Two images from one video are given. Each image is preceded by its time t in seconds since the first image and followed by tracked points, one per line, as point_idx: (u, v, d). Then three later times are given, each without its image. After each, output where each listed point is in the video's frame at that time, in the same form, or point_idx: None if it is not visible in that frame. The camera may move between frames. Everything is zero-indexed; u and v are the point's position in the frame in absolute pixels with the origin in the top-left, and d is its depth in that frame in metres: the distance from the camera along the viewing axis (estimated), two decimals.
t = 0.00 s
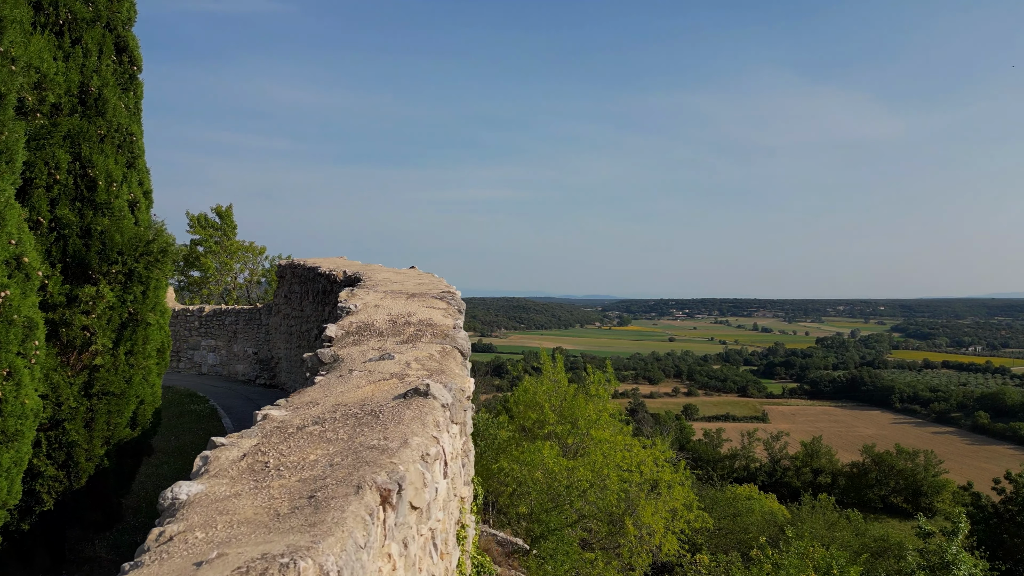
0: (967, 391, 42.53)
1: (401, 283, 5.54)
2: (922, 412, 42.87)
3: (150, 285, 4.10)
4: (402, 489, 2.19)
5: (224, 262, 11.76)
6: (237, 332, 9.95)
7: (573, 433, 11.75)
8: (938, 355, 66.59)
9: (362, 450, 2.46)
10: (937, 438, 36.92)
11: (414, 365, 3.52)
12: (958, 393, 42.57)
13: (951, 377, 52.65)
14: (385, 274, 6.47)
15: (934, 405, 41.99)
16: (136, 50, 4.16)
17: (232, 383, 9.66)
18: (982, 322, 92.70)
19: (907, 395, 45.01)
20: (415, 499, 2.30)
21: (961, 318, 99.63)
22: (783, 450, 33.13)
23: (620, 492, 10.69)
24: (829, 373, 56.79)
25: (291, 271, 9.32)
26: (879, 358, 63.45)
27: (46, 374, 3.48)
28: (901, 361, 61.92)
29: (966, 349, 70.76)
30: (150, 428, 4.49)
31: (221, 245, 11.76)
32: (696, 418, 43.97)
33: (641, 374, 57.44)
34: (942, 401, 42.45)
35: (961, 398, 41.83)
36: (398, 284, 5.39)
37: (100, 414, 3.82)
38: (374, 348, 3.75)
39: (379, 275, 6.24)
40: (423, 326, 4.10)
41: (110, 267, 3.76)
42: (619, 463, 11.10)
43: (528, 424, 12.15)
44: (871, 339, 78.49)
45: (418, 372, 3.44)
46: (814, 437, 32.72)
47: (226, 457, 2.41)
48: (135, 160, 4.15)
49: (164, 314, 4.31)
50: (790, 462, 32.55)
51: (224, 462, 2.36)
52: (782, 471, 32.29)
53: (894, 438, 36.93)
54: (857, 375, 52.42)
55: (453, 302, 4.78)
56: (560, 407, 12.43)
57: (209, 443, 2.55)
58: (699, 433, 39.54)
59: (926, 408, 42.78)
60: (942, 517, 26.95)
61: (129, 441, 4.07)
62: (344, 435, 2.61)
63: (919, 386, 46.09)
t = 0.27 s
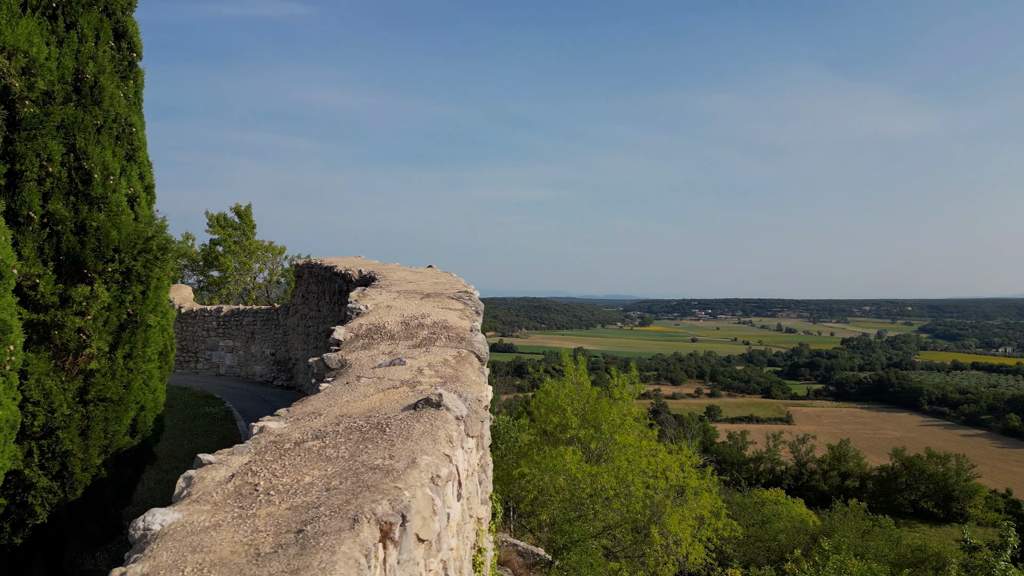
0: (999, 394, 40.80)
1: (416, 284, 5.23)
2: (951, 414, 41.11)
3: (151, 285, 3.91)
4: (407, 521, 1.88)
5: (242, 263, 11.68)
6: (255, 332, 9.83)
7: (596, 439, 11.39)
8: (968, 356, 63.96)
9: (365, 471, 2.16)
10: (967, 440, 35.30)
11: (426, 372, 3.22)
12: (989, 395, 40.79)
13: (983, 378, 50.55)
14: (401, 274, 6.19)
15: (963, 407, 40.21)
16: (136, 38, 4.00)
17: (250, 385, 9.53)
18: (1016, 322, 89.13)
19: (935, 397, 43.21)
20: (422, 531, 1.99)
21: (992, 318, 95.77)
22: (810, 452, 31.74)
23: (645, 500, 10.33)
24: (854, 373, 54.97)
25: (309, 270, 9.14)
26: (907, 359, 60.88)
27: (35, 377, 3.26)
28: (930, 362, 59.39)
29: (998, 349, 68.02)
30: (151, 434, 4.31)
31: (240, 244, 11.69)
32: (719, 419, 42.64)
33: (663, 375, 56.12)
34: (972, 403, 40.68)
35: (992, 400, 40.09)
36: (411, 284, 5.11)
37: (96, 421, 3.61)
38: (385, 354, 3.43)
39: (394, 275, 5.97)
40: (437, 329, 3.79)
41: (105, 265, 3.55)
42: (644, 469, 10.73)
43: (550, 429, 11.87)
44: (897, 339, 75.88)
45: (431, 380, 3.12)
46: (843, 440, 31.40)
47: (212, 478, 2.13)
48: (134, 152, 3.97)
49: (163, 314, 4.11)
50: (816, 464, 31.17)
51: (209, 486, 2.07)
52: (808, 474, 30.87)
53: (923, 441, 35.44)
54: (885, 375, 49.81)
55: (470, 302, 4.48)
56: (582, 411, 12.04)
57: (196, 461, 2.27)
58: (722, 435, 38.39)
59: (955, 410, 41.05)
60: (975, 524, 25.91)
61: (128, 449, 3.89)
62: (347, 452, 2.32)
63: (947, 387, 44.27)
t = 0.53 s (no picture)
0: None
1: (431, 283, 4.93)
2: (981, 417, 39.49)
3: (149, 284, 3.75)
4: (411, 566, 1.57)
5: (262, 262, 11.60)
6: (272, 333, 9.69)
7: (621, 444, 10.98)
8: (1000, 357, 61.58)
9: (365, 500, 1.84)
10: (998, 444, 33.73)
11: (440, 381, 2.90)
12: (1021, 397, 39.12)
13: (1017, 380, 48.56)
14: (417, 274, 5.91)
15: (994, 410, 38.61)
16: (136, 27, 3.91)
17: (267, 386, 9.38)
18: None
19: (964, 398, 41.35)
20: (429, 574, 1.67)
21: None
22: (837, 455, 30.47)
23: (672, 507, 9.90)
24: (880, 374, 53.23)
25: (326, 270, 8.97)
26: (934, 359, 58.48)
27: (24, 383, 3.05)
28: (958, 363, 56.99)
29: None
30: (152, 442, 4.14)
31: (258, 244, 11.65)
32: (742, 421, 41.42)
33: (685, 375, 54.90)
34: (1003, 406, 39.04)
35: None
36: (425, 284, 4.82)
37: (91, 430, 3.42)
38: (394, 359, 3.13)
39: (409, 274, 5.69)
40: (453, 332, 3.48)
41: (99, 262, 3.36)
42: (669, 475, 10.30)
43: (572, 433, 11.42)
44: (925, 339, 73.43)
45: (445, 389, 2.81)
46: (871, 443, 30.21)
47: (191, 505, 1.84)
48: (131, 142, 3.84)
49: (161, 316, 3.94)
50: (844, 468, 29.95)
51: (187, 515, 1.78)
52: (836, 477, 29.56)
53: (952, 444, 33.97)
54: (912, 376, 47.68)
55: (488, 303, 4.18)
56: (606, 416, 11.69)
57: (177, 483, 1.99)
58: (746, 437, 37.27)
59: (985, 413, 39.46)
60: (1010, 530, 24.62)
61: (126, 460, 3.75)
62: (345, 475, 2.02)
63: (975, 388, 42.64)
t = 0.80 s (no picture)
0: None
1: (444, 284, 4.63)
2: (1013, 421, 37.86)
3: (142, 285, 3.60)
4: None
5: (277, 262, 11.45)
6: (287, 334, 9.54)
7: (644, 450, 10.58)
8: None
9: (355, 545, 1.54)
10: None
11: (451, 391, 2.60)
12: None
13: None
14: (430, 274, 5.63)
15: None
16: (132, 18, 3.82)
17: (281, 388, 9.23)
18: None
19: (992, 400, 39.78)
20: None
21: None
22: (863, 459, 29.31)
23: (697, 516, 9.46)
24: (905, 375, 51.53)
25: (341, 270, 8.78)
26: (959, 360, 56.30)
27: (4, 392, 2.87)
28: (985, 364, 54.82)
29: None
30: (147, 452, 4.01)
31: (275, 244, 11.55)
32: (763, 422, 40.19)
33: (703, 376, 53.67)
34: None
35: None
36: (438, 284, 4.54)
37: (79, 442, 3.27)
38: (400, 366, 2.82)
39: (422, 275, 5.41)
40: (467, 336, 3.17)
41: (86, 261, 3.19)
42: (695, 482, 9.86)
43: (593, 437, 11.06)
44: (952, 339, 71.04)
45: (456, 402, 2.51)
46: (899, 448, 29.07)
47: (156, 544, 1.57)
48: (125, 135, 3.71)
49: (156, 318, 3.79)
50: (869, 472, 28.89)
51: (150, 559, 1.52)
52: (861, 482, 28.47)
53: (980, 447, 32.69)
54: (938, 377, 45.88)
55: (505, 305, 3.87)
56: (628, 420, 11.32)
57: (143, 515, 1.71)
58: (767, 439, 36.23)
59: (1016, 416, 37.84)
60: None
61: (119, 472, 3.60)
62: (337, 506, 1.73)
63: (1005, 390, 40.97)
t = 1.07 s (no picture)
0: None
1: (448, 286, 4.34)
2: None
3: (121, 287, 3.44)
4: None
5: (284, 262, 11.25)
6: (292, 336, 9.32)
7: (658, 456, 10.21)
8: None
9: None
10: None
11: (451, 409, 2.30)
12: None
13: None
14: (435, 274, 5.34)
15: None
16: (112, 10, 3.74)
17: (286, 391, 9.02)
18: None
19: (1007, 401, 38.91)
20: None
21: None
22: (877, 460, 28.25)
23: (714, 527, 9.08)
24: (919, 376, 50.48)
25: (346, 270, 8.55)
26: (973, 361, 54.97)
27: None
28: (999, 365, 53.46)
29: None
30: (129, 467, 3.79)
31: (281, 244, 11.36)
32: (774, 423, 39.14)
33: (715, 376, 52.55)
34: None
35: None
36: (442, 286, 4.24)
37: (49, 459, 3.10)
38: (395, 379, 2.52)
39: (426, 276, 5.12)
40: (470, 344, 2.85)
41: (55, 260, 3.06)
42: (712, 492, 9.49)
43: (604, 443, 10.71)
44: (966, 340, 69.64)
45: (457, 421, 2.20)
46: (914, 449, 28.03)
47: None
48: (103, 125, 3.61)
49: (136, 324, 3.62)
50: (884, 474, 27.91)
51: None
52: (875, 484, 27.45)
53: (996, 450, 31.83)
54: (951, 377, 44.83)
55: (514, 309, 3.55)
56: (642, 426, 10.95)
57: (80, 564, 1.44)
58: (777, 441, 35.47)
59: None
60: None
61: (96, 491, 3.42)
62: (308, 558, 1.44)
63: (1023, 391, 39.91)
